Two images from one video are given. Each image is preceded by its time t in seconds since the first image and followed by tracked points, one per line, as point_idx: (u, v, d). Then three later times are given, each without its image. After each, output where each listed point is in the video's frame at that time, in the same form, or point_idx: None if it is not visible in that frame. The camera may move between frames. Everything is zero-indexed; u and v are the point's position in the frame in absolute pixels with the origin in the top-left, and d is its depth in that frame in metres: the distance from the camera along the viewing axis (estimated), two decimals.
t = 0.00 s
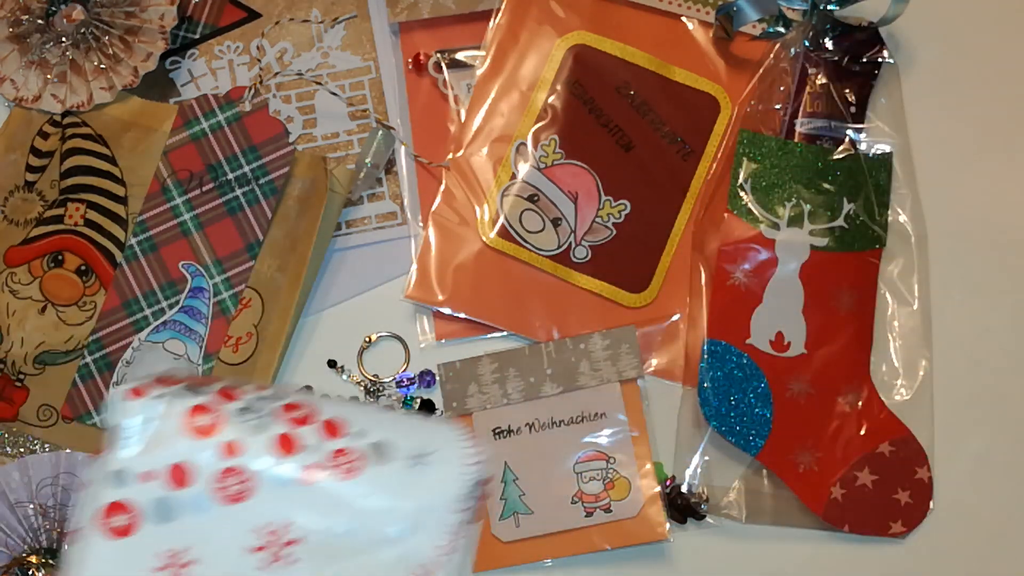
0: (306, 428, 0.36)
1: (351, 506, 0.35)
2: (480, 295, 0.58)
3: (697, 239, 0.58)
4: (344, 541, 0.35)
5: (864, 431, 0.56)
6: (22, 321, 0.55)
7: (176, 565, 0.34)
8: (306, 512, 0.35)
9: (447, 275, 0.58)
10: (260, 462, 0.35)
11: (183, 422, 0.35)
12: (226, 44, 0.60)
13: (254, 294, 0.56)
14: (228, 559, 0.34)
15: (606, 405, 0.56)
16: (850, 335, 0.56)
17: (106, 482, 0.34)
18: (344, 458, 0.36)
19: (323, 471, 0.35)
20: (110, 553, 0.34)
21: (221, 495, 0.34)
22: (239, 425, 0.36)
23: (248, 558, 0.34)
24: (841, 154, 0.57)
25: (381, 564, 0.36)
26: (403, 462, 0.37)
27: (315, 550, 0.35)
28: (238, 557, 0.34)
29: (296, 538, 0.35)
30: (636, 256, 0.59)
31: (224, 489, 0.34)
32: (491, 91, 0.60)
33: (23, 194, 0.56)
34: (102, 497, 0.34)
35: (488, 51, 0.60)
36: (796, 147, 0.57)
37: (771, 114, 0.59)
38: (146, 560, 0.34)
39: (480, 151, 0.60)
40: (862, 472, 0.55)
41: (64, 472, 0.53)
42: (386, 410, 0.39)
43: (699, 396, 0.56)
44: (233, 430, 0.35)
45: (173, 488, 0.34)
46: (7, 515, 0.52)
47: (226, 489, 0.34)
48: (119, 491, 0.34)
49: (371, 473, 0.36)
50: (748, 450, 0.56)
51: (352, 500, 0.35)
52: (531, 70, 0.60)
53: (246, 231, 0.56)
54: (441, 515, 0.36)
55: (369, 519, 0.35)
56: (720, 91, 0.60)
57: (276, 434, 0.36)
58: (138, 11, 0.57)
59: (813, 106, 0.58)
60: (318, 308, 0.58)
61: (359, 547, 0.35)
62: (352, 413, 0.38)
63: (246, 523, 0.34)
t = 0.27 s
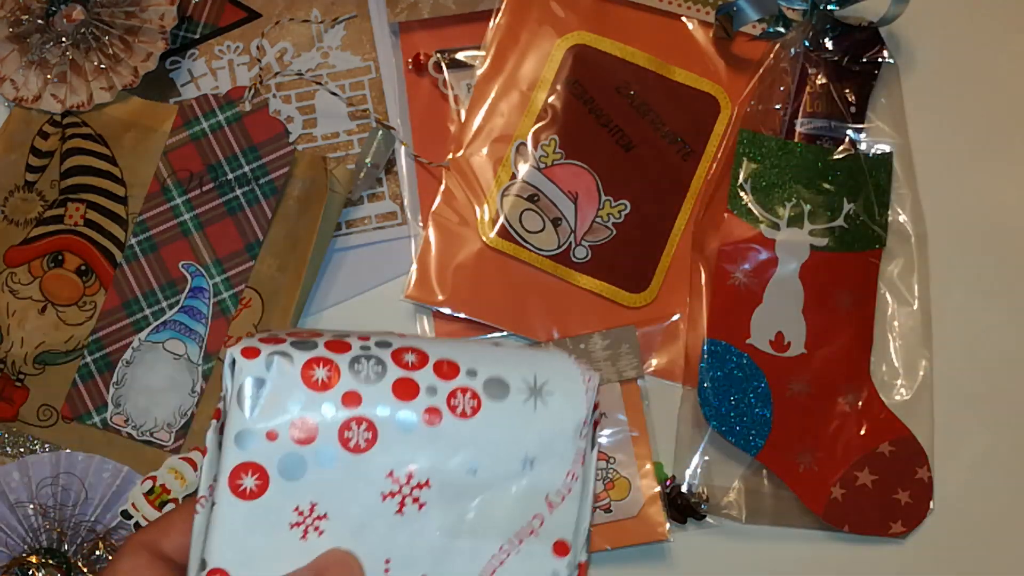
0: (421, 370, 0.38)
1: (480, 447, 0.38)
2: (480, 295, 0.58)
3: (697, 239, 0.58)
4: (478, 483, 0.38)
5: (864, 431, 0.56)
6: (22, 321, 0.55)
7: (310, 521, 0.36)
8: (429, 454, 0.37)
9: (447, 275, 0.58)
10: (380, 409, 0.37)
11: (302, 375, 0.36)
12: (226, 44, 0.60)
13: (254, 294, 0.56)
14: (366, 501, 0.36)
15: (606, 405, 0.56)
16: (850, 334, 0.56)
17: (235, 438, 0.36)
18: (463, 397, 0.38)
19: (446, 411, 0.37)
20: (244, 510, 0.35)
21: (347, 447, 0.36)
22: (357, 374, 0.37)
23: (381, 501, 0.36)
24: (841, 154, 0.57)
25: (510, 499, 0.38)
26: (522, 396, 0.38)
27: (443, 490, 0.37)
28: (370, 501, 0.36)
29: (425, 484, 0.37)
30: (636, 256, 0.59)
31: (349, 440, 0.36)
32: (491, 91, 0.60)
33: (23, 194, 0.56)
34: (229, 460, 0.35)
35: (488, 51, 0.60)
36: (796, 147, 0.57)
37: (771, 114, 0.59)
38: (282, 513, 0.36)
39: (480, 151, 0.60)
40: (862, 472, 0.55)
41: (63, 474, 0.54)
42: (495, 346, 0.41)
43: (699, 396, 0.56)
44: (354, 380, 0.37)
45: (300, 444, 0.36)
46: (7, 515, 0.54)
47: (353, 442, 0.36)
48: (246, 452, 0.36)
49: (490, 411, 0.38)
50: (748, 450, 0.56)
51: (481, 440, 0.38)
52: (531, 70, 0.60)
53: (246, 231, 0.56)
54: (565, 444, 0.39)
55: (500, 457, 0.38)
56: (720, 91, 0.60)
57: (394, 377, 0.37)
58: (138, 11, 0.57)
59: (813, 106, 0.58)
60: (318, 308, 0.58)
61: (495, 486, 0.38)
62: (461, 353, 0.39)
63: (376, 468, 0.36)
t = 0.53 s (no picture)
0: (406, 333, 0.36)
1: (483, 398, 0.35)
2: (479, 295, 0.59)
3: (697, 240, 0.58)
4: (484, 434, 0.35)
5: (864, 431, 0.56)
6: (22, 321, 0.55)
7: (323, 503, 0.34)
8: (428, 413, 0.35)
9: (447, 275, 0.59)
10: (371, 377, 0.35)
11: (286, 359, 0.35)
12: (226, 44, 0.60)
13: (254, 294, 0.56)
14: (375, 474, 0.34)
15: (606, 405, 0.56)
16: (850, 335, 0.56)
17: (231, 436, 0.34)
18: (453, 352, 0.35)
19: (439, 369, 0.35)
20: (257, 506, 0.34)
21: (342, 420, 0.34)
22: (340, 348, 0.35)
23: (386, 471, 0.34)
24: (841, 154, 0.57)
25: (523, 452, 0.35)
26: (513, 339, 0.35)
27: (450, 449, 0.34)
28: (381, 473, 0.34)
29: (432, 447, 0.34)
30: (636, 255, 0.59)
31: (346, 415, 0.34)
32: (491, 91, 0.60)
33: (23, 194, 0.56)
34: (230, 457, 0.34)
35: (488, 51, 0.60)
36: (796, 147, 0.57)
37: (771, 114, 0.59)
38: (294, 497, 0.34)
39: (480, 151, 0.60)
40: (862, 472, 0.55)
41: (63, 474, 0.54)
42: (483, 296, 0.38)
43: (699, 396, 0.56)
44: (337, 354, 0.35)
45: (295, 426, 0.34)
46: (7, 514, 0.54)
47: (347, 414, 0.34)
48: (246, 446, 0.34)
49: (484, 362, 0.35)
50: (748, 450, 0.56)
51: (481, 390, 0.35)
52: (531, 70, 0.60)
53: (246, 231, 0.56)
54: (565, 375, 0.35)
55: (503, 404, 0.35)
56: (720, 91, 0.60)
57: (381, 345, 0.35)
58: (138, 11, 0.57)
59: (813, 106, 0.58)
60: (319, 308, 0.58)
61: (505, 433, 0.35)
62: (448, 311, 0.37)
63: (377, 437, 0.34)
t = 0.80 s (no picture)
0: (392, 299, 0.37)
1: (473, 357, 0.36)
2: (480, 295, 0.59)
3: (697, 240, 0.58)
4: (478, 391, 0.36)
5: (864, 431, 0.56)
6: (22, 321, 0.55)
7: (330, 473, 0.36)
8: (423, 376, 0.36)
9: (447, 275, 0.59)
10: (363, 345, 0.36)
11: (275, 337, 0.36)
12: (226, 44, 0.60)
13: (254, 294, 0.56)
14: (376, 438, 0.36)
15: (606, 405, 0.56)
16: (850, 335, 0.56)
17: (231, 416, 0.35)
18: (440, 312, 0.37)
19: (428, 331, 0.36)
20: (264, 483, 0.35)
21: (339, 389, 0.36)
22: (329, 319, 0.37)
23: (390, 434, 0.36)
24: (841, 154, 0.57)
25: (516, 407, 0.37)
26: (497, 294, 0.37)
27: (448, 407, 0.36)
28: (382, 436, 0.36)
29: (431, 407, 0.36)
30: (636, 256, 0.59)
31: (343, 384, 0.36)
32: (491, 91, 0.60)
33: (23, 194, 0.56)
34: (234, 438, 0.35)
35: (488, 51, 0.60)
36: (796, 147, 0.57)
37: (771, 114, 0.59)
38: (301, 470, 0.36)
39: (480, 151, 0.60)
40: (863, 472, 0.55)
41: (63, 474, 0.54)
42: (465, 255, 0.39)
43: (699, 396, 0.56)
44: (328, 326, 0.36)
45: (293, 402, 0.36)
46: (7, 515, 0.54)
47: (343, 382, 0.36)
48: (249, 426, 0.35)
49: (471, 321, 0.37)
50: (748, 450, 0.56)
51: (470, 347, 0.36)
52: (531, 70, 0.60)
53: (246, 231, 0.56)
54: (552, 327, 0.37)
55: (492, 359, 0.36)
56: (720, 91, 0.60)
57: (368, 312, 0.37)
58: (138, 11, 0.57)
59: (813, 106, 0.58)
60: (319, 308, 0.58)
61: (499, 387, 0.37)
62: (427, 271, 0.38)
63: (376, 399, 0.36)
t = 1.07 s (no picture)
0: (453, 286, 0.37)
1: (531, 335, 0.36)
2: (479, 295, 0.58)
3: (697, 240, 0.58)
4: (536, 367, 0.36)
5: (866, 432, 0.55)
6: (22, 321, 0.55)
7: (406, 451, 0.36)
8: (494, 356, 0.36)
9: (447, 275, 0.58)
10: (426, 331, 0.36)
11: (349, 329, 0.37)
12: (226, 44, 0.60)
13: (254, 294, 0.56)
14: (444, 417, 0.36)
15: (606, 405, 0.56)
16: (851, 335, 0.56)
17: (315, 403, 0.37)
18: (497, 295, 0.36)
19: (486, 314, 0.36)
20: (349, 463, 0.36)
21: (408, 374, 0.36)
22: (397, 311, 0.37)
23: (457, 415, 0.36)
24: (841, 154, 0.57)
25: (573, 380, 0.35)
26: (548, 274, 0.36)
27: (509, 383, 0.36)
28: (450, 415, 0.36)
29: (493, 386, 0.36)
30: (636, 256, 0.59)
31: (410, 367, 0.36)
32: (491, 91, 0.60)
33: (23, 194, 0.56)
34: (318, 421, 0.36)
35: (488, 51, 0.60)
36: (796, 147, 0.56)
37: (771, 114, 0.59)
38: (379, 450, 0.36)
39: (480, 151, 0.60)
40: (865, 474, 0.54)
41: (63, 474, 0.54)
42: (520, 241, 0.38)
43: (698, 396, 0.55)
44: (396, 317, 0.37)
45: (369, 387, 0.36)
46: (7, 515, 0.54)
47: (409, 366, 0.36)
48: (330, 410, 0.36)
49: (527, 300, 0.36)
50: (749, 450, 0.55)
51: (527, 327, 0.36)
52: (531, 70, 0.60)
53: (246, 231, 0.56)
54: (603, 300, 0.35)
55: (544, 336, 0.35)
56: (720, 91, 0.60)
57: (430, 301, 0.37)
58: (138, 11, 0.57)
59: (813, 106, 0.58)
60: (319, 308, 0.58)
61: (557, 364, 0.36)
62: (488, 259, 0.38)
63: (444, 379, 0.36)
